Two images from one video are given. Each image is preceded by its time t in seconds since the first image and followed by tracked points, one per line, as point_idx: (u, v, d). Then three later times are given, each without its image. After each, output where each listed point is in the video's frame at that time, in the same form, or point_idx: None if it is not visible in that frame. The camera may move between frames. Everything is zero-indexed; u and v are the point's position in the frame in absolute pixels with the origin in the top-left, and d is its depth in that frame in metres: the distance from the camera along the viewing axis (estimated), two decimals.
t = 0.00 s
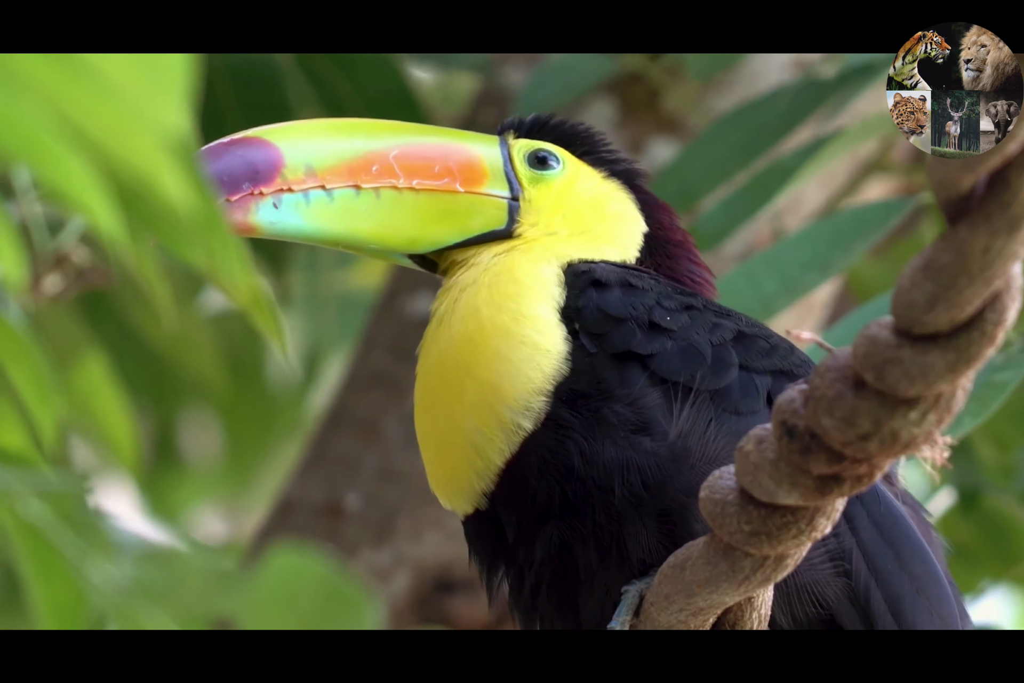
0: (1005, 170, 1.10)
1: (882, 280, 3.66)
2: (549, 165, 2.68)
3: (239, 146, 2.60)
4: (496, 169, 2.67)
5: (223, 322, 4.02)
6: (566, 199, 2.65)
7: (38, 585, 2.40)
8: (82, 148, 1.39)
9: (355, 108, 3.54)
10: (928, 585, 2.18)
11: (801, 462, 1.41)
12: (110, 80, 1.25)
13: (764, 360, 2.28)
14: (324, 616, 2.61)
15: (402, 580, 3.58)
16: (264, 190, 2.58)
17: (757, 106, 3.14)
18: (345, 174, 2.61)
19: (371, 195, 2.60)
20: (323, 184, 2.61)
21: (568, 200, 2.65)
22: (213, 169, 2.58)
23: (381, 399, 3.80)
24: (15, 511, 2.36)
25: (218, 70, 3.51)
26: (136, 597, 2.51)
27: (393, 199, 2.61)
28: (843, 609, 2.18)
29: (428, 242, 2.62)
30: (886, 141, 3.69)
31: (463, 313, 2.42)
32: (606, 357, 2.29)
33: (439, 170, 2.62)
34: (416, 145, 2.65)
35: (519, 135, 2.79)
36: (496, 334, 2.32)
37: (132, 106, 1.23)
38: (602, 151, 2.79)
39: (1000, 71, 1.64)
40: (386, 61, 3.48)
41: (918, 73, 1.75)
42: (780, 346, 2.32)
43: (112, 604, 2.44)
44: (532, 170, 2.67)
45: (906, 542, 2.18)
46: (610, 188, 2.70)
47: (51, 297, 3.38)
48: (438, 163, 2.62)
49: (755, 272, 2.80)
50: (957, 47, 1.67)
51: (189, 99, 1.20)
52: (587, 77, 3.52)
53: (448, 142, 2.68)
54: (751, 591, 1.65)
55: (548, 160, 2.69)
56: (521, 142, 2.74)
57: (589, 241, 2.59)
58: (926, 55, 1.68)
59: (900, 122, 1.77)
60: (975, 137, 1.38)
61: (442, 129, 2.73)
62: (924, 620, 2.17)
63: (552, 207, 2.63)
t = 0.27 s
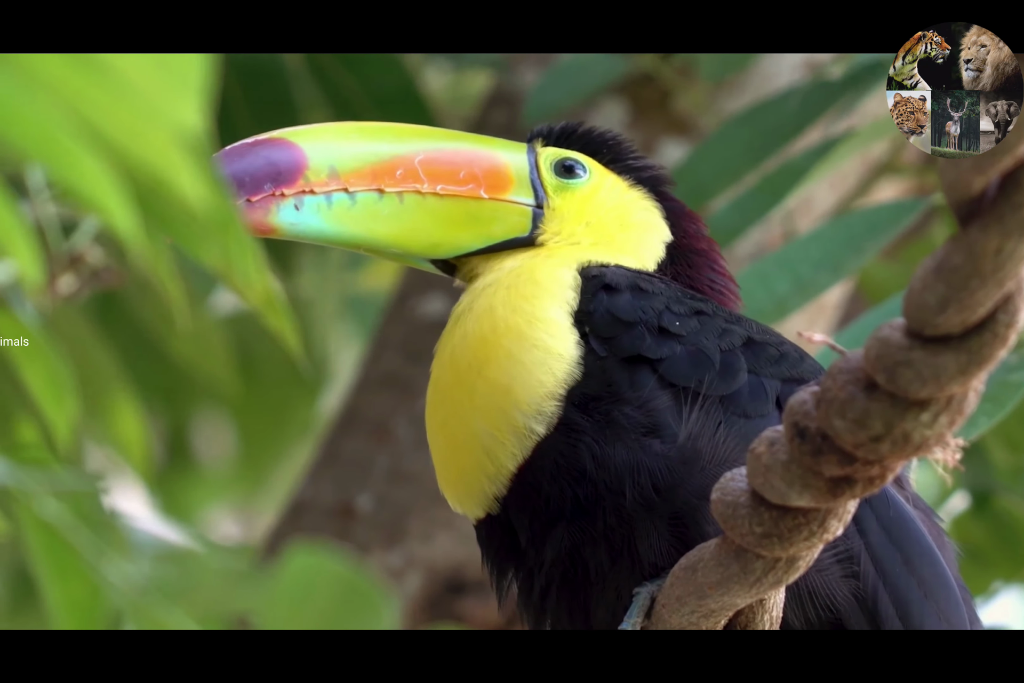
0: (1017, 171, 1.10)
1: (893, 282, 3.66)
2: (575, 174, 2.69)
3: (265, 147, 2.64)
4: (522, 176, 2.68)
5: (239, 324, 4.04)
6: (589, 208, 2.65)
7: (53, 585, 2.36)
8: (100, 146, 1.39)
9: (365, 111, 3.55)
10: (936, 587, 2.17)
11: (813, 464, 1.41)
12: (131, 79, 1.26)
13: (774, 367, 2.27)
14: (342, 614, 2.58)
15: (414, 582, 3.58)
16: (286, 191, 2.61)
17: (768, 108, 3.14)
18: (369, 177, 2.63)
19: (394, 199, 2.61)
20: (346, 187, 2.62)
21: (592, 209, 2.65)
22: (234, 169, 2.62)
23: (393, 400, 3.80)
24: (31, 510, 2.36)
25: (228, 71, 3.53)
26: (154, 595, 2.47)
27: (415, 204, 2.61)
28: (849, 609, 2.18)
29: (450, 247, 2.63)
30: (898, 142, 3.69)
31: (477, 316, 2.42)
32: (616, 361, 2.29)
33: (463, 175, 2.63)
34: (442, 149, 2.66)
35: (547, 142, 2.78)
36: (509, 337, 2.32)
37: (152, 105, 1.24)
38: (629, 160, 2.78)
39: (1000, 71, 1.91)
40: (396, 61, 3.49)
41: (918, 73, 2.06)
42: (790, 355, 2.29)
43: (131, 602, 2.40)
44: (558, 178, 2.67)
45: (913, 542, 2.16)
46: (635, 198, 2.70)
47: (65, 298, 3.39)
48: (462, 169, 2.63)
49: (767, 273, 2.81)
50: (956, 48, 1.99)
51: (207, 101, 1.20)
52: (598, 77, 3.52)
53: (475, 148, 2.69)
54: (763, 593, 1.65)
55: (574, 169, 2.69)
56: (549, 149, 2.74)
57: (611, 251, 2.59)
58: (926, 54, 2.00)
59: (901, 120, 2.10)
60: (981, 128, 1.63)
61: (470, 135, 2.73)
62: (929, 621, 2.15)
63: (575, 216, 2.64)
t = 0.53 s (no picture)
0: None
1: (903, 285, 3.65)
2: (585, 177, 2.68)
3: (273, 145, 2.68)
4: (531, 179, 2.68)
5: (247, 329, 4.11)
6: (598, 211, 2.65)
7: (60, 586, 2.36)
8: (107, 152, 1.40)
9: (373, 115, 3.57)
10: (943, 590, 2.15)
11: (821, 466, 1.41)
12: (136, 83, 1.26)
13: (781, 374, 2.27)
14: (343, 615, 2.53)
15: (423, 585, 3.60)
16: (291, 189, 2.64)
17: (777, 110, 3.15)
18: (376, 177, 2.64)
19: (400, 199, 2.63)
20: (351, 187, 2.64)
21: (601, 212, 2.65)
22: (240, 166, 2.66)
23: (402, 403, 3.81)
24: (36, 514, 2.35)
25: (236, 74, 3.53)
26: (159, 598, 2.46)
27: (422, 205, 2.63)
28: (854, 611, 2.17)
29: (455, 249, 2.64)
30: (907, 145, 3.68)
31: (484, 312, 2.44)
32: (622, 364, 2.29)
33: (471, 178, 2.64)
34: (452, 151, 2.67)
35: (557, 146, 2.79)
36: (513, 332, 2.34)
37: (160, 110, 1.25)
38: (643, 163, 2.77)
39: (999, 71, 2.11)
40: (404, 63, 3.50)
41: (917, 74, 2.27)
42: (797, 362, 2.29)
43: (136, 605, 2.40)
44: (566, 181, 2.67)
45: (920, 545, 2.15)
46: (645, 201, 2.69)
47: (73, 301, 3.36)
48: (471, 171, 2.64)
49: (776, 276, 2.81)
50: (957, 48, 2.21)
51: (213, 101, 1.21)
52: (606, 79, 3.52)
53: (488, 150, 2.69)
54: (772, 595, 1.65)
55: (584, 172, 2.69)
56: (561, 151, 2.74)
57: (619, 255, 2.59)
58: (928, 54, 2.23)
59: (901, 119, 2.29)
60: (983, 127, 1.86)
61: (483, 137, 2.74)
62: (934, 624, 2.13)
63: (584, 219, 2.64)
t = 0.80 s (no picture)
0: None
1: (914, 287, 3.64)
2: (600, 180, 2.68)
3: (287, 142, 2.72)
4: (546, 181, 2.69)
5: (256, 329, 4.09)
6: (612, 214, 2.65)
7: (68, 591, 2.40)
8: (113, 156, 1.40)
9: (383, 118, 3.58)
10: (951, 596, 2.15)
11: (831, 469, 1.40)
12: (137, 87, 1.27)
13: (792, 379, 2.26)
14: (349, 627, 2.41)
15: (432, 587, 3.60)
16: (301, 185, 2.67)
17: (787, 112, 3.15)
18: (389, 176, 2.66)
19: (411, 197, 2.64)
20: (363, 184, 2.66)
21: (614, 215, 2.65)
22: (252, 162, 2.71)
23: (412, 405, 3.81)
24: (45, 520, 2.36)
25: (246, 76, 3.54)
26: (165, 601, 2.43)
27: (434, 203, 2.64)
28: (862, 614, 2.16)
29: (467, 248, 2.65)
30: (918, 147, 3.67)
31: (495, 310, 2.45)
32: (634, 367, 2.28)
33: (486, 178, 2.65)
34: (467, 151, 2.68)
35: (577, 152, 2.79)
36: (523, 330, 2.35)
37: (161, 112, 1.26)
38: (662, 168, 2.76)
39: (1000, 72, 2.16)
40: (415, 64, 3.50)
41: (918, 73, 2.32)
42: (809, 369, 2.28)
43: (143, 611, 2.35)
44: (582, 184, 2.67)
45: (930, 550, 2.14)
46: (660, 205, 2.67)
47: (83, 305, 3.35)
48: (485, 171, 2.65)
49: (786, 277, 2.82)
50: (957, 48, 2.24)
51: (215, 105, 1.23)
52: (616, 81, 3.52)
53: (504, 150, 2.70)
54: (782, 598, 1.65)
55: (600, 174, 2.69)
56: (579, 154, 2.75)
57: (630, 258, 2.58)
58: (929, 53, 2.28)
59: (902, 119, 2.35)
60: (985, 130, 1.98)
61: (500, 138, 2.75)
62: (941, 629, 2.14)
63: (597, 222, 2.63)
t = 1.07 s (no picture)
0: None
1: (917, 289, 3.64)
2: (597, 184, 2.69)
3: (284, 171, 2.79)
4: (544, 192, 2.71)
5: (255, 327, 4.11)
6: (609, 219, 2.65)
7: (75, 592, 2.29)
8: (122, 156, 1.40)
9: (387, 121, 3.59)
10: (954, 602, 2.14)
11: (834, 471, 1.41)
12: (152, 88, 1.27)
13: (795, 385, 2.27)
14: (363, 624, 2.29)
15: (435, 589, 3.59)
16: (294, 213, 2.76)
17: (790, 115, 3.15)
18: (382, 200, 2.73)
19: (404, 218, 2.70)
20: (356, 208, 2.74)
21: (611, 219, 2.65)
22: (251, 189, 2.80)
23: (415, 407, 3.81)
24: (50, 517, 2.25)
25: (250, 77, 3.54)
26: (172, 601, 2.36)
27: (428, 223, 2.69)
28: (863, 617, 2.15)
29: (462, 263, 2.69)
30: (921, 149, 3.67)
31: (499, 323, 2.45)
32: (639, 374, 2.28)
33: (482, 193, 2.68)
34: (463, 169, 2.73)
35: (579, 160, 2.80)
36: (526, 343, 2.35)
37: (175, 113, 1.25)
38: (664, 172, 2.74)
39: (1000, 72, 2.21)
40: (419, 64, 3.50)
41: (918, 74, 2.35)
42: (813, 376, 2.29)
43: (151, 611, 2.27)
44: (577, 192, 2.68)
45: (933, 556, 2.14)
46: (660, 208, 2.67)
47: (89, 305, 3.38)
48: (483, 187, 2.68)
49: (789, 281, 2.81)
50: (957, 47, 2.30)
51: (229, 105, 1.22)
52: (619, 83, 3.52)
53: (501, 166, 2.74)
54: (785, 600, 1.65)
55: (596, 178, 2.69)
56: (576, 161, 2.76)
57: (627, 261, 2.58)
58: (929, 54, 2.31)
59: (901, 119, 2.36)
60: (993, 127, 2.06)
61: (500, 154, 2.78)
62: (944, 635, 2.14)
63: (592, 228, 2.65)
